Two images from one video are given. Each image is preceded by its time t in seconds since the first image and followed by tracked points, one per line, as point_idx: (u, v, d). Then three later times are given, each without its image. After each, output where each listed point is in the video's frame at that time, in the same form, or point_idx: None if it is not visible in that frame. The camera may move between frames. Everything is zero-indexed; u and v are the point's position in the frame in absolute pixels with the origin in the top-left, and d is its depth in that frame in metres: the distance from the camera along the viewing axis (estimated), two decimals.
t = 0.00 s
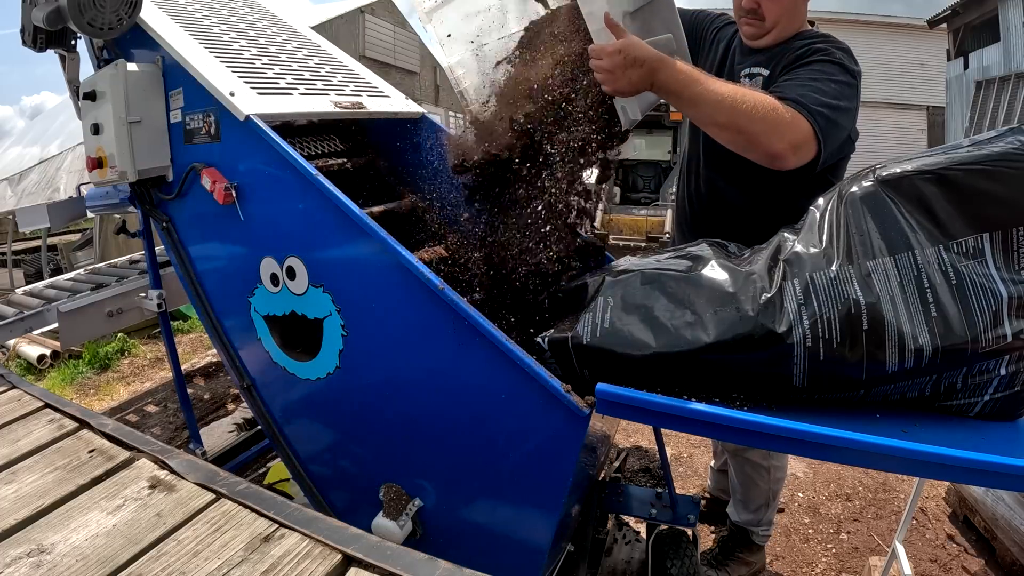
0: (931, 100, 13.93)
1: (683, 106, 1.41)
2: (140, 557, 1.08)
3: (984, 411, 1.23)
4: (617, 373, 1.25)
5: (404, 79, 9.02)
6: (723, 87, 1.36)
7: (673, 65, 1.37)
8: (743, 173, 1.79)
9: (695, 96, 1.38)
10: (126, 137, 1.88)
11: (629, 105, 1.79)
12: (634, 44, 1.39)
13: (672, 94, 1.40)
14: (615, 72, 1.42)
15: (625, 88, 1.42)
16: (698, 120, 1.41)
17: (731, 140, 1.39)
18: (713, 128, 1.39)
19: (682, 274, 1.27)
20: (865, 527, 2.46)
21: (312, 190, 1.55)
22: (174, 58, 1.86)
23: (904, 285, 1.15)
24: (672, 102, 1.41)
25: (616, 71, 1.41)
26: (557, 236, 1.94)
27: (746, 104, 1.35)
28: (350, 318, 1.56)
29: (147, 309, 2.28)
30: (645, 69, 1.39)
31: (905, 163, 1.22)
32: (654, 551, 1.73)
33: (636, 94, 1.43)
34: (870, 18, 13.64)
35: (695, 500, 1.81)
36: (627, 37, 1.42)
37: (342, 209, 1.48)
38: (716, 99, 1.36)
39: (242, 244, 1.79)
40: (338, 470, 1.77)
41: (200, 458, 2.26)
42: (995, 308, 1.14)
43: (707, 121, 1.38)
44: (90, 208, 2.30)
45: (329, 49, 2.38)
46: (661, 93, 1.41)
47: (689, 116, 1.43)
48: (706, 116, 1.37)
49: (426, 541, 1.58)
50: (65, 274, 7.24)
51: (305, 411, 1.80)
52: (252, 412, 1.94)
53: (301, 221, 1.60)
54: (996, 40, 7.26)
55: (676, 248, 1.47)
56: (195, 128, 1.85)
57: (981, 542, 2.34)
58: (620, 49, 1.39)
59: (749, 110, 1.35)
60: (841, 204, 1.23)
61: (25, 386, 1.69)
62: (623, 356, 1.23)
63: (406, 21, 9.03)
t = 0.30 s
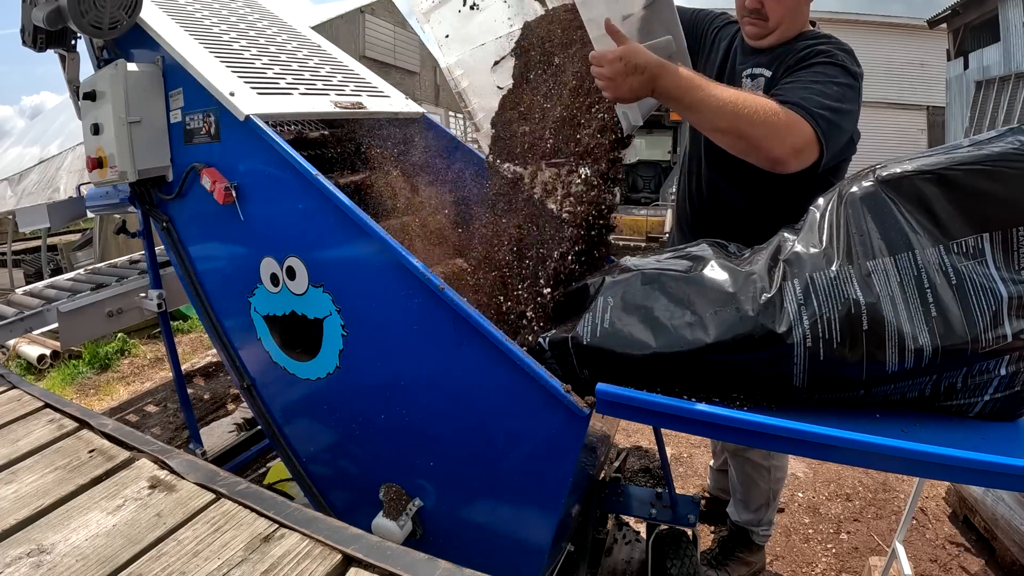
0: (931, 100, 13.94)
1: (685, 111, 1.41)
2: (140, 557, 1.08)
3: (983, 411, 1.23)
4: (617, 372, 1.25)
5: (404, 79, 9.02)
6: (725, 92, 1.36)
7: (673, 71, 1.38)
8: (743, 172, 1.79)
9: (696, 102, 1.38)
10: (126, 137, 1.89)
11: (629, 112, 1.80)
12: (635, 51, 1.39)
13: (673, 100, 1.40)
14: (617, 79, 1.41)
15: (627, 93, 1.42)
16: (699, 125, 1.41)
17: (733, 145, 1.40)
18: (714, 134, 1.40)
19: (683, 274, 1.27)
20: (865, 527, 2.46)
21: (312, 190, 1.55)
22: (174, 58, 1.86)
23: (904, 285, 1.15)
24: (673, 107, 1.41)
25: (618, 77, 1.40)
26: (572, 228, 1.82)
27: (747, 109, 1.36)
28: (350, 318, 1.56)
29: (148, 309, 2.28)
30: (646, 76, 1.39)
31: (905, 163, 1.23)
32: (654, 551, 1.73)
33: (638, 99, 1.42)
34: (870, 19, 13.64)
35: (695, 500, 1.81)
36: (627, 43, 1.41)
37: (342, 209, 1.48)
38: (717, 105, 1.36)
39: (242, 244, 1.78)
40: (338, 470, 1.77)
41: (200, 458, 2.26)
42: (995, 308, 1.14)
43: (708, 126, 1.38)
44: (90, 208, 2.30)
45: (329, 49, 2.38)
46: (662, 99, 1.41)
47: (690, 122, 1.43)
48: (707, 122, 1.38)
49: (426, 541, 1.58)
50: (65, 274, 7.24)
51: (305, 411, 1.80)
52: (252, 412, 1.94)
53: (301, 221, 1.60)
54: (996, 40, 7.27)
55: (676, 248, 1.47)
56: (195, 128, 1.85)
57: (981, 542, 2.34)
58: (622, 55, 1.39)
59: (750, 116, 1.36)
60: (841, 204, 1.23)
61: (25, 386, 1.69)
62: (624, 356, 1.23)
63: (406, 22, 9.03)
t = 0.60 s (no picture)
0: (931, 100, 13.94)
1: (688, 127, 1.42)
2: (140, 557, 1.08)
3: (984, 411, 1.23)
4: (617, 373, 1.25)
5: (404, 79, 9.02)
6: (728, 108, 1.38)
7: (677, 89, 1.39)
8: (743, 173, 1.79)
9: (699, 118, 1.39)
10: (126, 137, 1.88)
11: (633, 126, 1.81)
12: (638, 70, 1.40)
13: (677, 116, 1.41)
14: (621, 99, 1.43)
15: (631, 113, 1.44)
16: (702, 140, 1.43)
17: (735, 159, 1.42)
18: (717, 149, 1.42)
19: (684, 274, 1.27)
20: (865, 527, 2.46)
21: (312, 190, 1.55)
22: (174, 58, 1.86)
23: (904, 285, 1.15)
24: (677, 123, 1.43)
25: (622, 99, 1.42)
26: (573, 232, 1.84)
27: (749, 125, 1.37)
28: (350, 319, 1.56)
29: (148, 309, 2.28)
30: (649, 94, 1.41)
31: (905, 163, 1.22)
32: (654, 551, 1.73)
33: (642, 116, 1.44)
34: (870, 19, 13.65)
35: (695, 500, 1.81)
36: (631, 61, 1.42)
37: (342, 209, 1.48)
38: (720, 122, 1.37)
39: (242, 245, 1.78)
40: (338, 470, 1.77)
41: (200, 457, 2.27)
42: (995, 307, 1.13)
43: (712, 142, 1.40)
44: (90, 208, 2.30)
45: (329, 49, 2.38)
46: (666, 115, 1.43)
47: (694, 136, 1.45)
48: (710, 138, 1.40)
49: (426, 541, 1.59)
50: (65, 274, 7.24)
51: (305, 411, 1.80)
52: (252, 412, 1.94)
53: (301, 221, 1.60)
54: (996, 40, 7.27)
55: (676, 248, 1.47)
56: (195, 128, 1.85)
57: (981, 542, 2.34)
58: (625, 76, 1.40)
59: (753, 132, 1.38)
60: (841, 204, 1.23)
61: (25, 386, 1.69)
62: (623, 356, 1.23)
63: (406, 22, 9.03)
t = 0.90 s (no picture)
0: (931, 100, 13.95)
1: (687, 127, 1.43)
2: (140, 557, 1.08)
3: (984, 411, 1.23)
4: (617, 373, 1.25)
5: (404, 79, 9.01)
6: (728, 111, 1.38)
7: (678, 91, 1.39)
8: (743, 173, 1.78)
9: (699, 120, 1.40)
10: (126, 137, 1.89)
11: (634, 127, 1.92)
12: (640, 72, 1.39)
13: (677, 117, 1.42)
14: (623, 100, 1.43)
15: (631, 112, 1.44)
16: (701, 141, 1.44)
17: (733, 161, 1.43)
18: (716, 150, 1.42)
19: (684, 274, 1.27)
20: (865, 527, 2.46)
21: (312, 190, 1.55)
22: (174, 58, 1.86)
23: (904, 285, 1.15)
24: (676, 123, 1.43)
25: (623, 100, 1.42)
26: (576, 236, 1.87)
27: (748, 129, 1.38)
28: (350, 318, 1.56)
29: (148, 309, 2.28)
30: (650, 95, 1.40)
31: (905, 163, 1.22)
32: (654, 551, 1.73)
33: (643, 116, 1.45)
34: (870, 19, 13.65)
35: (695, 500, 1.81)
36: (634, 62, 1.41)
37: (342, 209, 1.48)
38: (719, 126, 1.38)
39: (242, 244, 1.78)
40: (338, 470, 1.77)
41: (200, 457, 2.27)
42: (995, 307, 1.13)
43: (710, 144, 1.40)
44: (90, 208, 2.30)
45: (329, 49, 2.38)
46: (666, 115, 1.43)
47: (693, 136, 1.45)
48: (708, 140, 1.40)
49: (426, 541, 1.59)
50: (65, 274, 7.25)
51: (305, 411, 1.80)
52: (252, 412, 1.94)
53: (301, 221, 1.60)
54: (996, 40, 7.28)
55: (676, 248, 1.47)
56: (195, 128, 1.85)
57: (981, 542, 2.34)
58: (628, 77, 1.39)
59: (751, 136, 1.38)
60: (841, 204, 1.23)
61: (25, 386, 1.69)
62: (623, 357, 1.23)
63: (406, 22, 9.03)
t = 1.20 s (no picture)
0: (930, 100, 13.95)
1: (686, 132, 1.42)
2: (140, 557, 1.08)
3: (984, 411, 1.23)
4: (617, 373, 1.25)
5: (404, 78, 9.00)
6: (729, 115, 1.37)
7: (677, 96, 1.39)
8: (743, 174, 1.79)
9: (699, 124, 1.39)
10: (126, 137, 1.88)
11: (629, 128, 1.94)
12: (640, 76, 1.41)
13: (677, 121, 1.41)
14: (621, 104, 1.44)
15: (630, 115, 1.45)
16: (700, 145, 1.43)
17: (733, 165, 1.42)
18: (716, 155, 1.41)
19: (684, 274, 1.26)
20: (865, 527, 2.46)
21: (312, 191, 1.55)
22: (174, 58, 1.86)
23: (904, 285, 1.15)
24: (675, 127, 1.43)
25: (622, 103, 1.44)
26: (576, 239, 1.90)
27: (748, 133, 1.38)
28: (349, 319, 1.56)
29: (148, 309, 2.28)
30: (649, 99, 1.41)
31: (905, 163, 1.23)
32: (654, 551, 1.73)
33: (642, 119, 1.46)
34: (870, 19, 13.65)
35: (695, 500, 1.81)
36: (632, 66, 1.42)
37: (342, 209, 1.48)
38: (720, 130, 1.37)
39: (242, 245, 1.78)
40: (338, 470, 1.77)
41: (200, 458, 2.26)
42: (995, 307, 1.14)
43: (710, 148, 1.40)
44: (90, 208, 2.30)
45: (329, 49, 2.38)
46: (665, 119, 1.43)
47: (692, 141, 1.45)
48: (709, 145, 1.39)
49: (426, 541, 1.59)
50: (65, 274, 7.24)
51: (305, 411, 1.80)
52: (252, 412, 1.94)
53: (301, 221, 1.60)
54: (996, 40, 7.28)
55: (676, 248, 1.47)
56: (195, 128, 1.85)
57: (981, 542, 2.34)
58: (627, 82, 1.41)
59: (751, 140, 1.38)
60: (841, 204, 1.23)
61: (25, 386, 1.68)
62: (623, 357, 1.23)
63: (406, 22, 9.03)
